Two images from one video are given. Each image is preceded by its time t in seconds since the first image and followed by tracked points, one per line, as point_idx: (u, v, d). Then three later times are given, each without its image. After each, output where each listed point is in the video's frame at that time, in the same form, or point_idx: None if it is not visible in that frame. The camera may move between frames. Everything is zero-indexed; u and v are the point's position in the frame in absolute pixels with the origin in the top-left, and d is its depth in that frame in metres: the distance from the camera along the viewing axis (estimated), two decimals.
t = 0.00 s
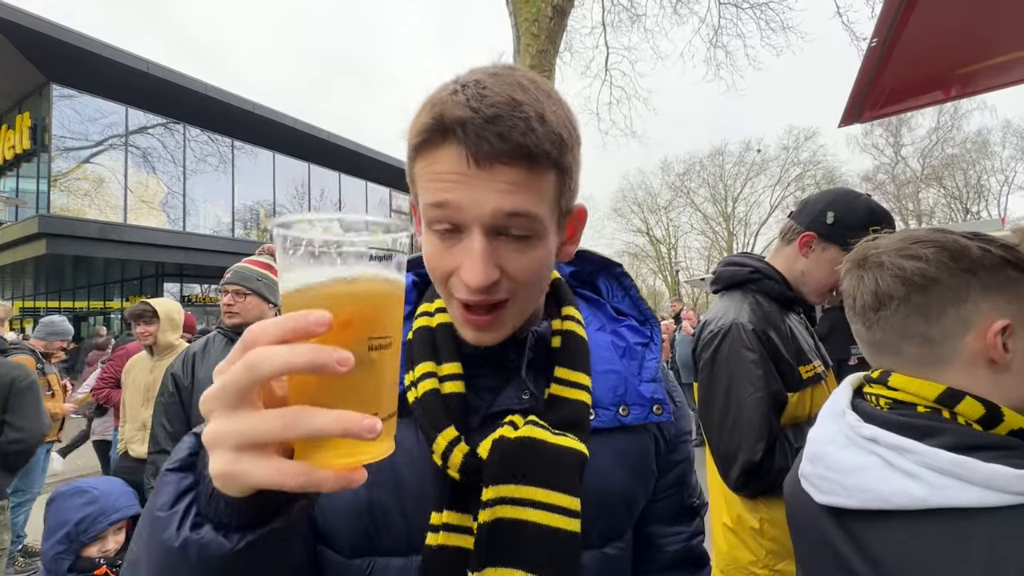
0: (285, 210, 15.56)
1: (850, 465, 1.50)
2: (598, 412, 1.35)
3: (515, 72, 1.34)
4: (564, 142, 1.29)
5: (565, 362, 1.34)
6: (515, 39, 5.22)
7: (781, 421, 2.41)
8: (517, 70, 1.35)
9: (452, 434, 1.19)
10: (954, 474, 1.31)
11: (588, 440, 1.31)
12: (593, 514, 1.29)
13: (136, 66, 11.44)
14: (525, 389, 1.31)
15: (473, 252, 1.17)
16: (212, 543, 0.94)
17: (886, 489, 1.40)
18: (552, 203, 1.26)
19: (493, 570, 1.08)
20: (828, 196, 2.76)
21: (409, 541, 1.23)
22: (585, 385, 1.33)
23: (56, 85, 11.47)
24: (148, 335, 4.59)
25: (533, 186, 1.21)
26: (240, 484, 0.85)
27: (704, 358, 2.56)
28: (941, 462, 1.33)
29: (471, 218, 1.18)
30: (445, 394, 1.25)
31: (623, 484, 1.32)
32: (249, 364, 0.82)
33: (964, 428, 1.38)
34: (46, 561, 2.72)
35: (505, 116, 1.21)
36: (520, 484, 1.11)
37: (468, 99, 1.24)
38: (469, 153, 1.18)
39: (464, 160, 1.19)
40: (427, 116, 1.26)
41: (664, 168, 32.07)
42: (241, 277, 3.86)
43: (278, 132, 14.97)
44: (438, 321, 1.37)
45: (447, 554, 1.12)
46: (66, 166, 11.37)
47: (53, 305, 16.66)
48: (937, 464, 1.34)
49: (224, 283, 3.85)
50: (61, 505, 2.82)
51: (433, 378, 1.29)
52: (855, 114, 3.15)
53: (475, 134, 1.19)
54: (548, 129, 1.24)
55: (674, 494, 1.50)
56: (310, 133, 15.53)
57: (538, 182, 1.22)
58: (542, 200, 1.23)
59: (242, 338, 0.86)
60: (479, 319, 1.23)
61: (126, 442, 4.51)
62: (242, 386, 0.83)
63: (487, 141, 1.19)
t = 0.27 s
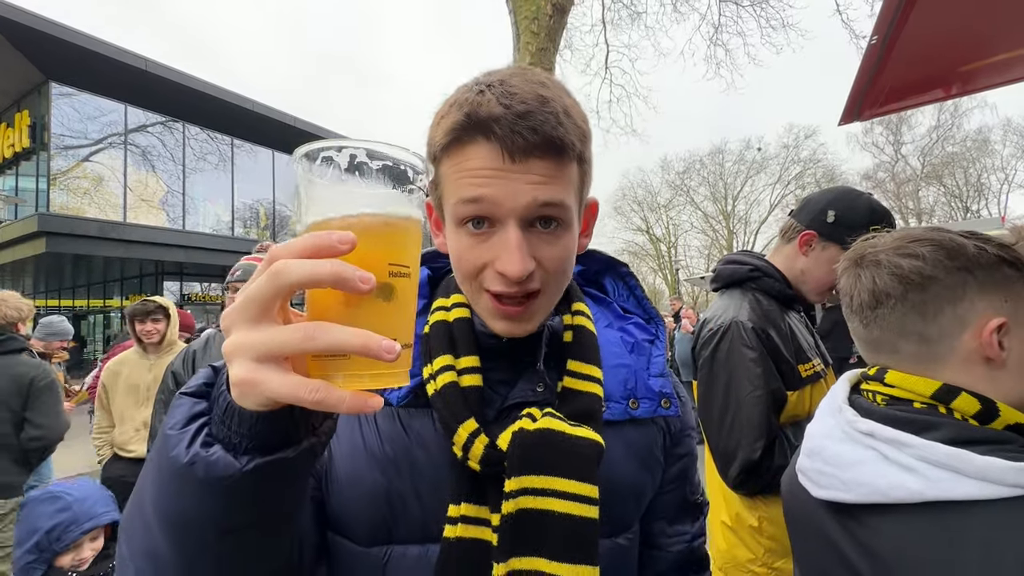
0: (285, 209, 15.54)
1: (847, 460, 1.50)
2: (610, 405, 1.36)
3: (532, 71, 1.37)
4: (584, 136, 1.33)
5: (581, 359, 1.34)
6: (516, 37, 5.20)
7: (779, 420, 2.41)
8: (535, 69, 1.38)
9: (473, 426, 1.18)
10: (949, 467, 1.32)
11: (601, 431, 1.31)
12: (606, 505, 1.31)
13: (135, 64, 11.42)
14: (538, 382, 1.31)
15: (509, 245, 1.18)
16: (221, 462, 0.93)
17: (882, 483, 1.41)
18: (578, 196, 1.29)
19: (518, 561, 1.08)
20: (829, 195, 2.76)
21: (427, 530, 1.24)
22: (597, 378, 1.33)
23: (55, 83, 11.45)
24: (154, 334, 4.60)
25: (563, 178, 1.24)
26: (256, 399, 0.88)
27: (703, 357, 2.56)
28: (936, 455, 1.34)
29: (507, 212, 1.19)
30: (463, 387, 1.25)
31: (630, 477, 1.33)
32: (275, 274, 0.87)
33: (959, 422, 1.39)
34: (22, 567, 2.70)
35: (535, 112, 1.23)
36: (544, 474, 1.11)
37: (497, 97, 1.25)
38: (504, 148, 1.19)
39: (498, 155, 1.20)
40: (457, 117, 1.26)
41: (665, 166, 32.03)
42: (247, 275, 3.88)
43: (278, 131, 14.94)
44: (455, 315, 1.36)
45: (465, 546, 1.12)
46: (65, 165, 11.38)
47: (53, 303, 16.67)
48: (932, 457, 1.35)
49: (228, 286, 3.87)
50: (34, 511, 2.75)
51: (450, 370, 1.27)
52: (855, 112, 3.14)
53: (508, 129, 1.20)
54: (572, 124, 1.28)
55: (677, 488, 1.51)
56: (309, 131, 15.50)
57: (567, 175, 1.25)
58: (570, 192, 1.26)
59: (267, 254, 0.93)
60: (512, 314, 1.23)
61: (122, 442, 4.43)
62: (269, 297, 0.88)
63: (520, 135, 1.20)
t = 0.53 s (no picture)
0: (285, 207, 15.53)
1: (847, 458, 1.51)
2: (616, 408, 1.36)
3: (531, 63, 1.36)
4: (588, 131, 1.34)
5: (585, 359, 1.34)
6: (515, 34, 5.19)
7: (779, 418, 2.41)
8: (533, 61, 1.36)
9: (477, 431, 1.19)
10: (948, 466, 1.32)
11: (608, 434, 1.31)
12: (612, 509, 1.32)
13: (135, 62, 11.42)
14: (543, 384, 1.31)
15: (510, 245, 1.18)
16: (211, 468, 0.92)
17: (882, 482, 1.41)
18: (580, 192, 1.29)
19: (527, 569, 1.08)
20: (830, 193, 2.76)
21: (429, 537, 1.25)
22: (603, 380, 1.33)
23: (55, 81, 11.43)
24: (144, 331, 4.66)
25: (564, 175, 1.24)
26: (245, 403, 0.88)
27: (703, 354, 2.56)
28: (935, 454, 1.34)
29: (508, 212, 1.19)
30: (466, 390, 1.24)
31: (634, 478, 1.34)
32: (265, 272, 0.87)
33: (960, 421, 1.39)
34: None
35: (535, 107, 1.23)
36: (552, 482, 1.12)
37: (495, 92, 1.25)
38: (504, 146, 1.19)
39: (498, 153, 1.20)
40: (453, 113, 1.26)
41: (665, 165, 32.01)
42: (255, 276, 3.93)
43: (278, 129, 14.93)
44: (456, 316, 1.36)
45: (467, 554, 1.13)
46: (65, 164, 11.37)
47: (53, 302, 16.65)
48: (931, 456, 1.35)
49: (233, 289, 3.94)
50: None
51: (452, 373, 1.27)
52: (855, 111, 3.14)
53: (508, 126, 1.20)
54: (574, 118, 1.28)
55: (680, 489, 1.53)
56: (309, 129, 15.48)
57: (569, 173, 1.25)
58: (573, 189, 1.25)
59: (257, 251, 0.93)
60: (515, 312, 1.23)
61: (111, 442, 4.36)
62: (258, 295, 0.87)
63: (520, 132, 1.20)
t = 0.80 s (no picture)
0: (285, 206, 15.52)
1: (853, 459, 1.51)
2: (620, 410, 1.36)
3: (529, 59, 1.33)
4: (591, 132, 1.33)
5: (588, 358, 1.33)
6: (515, 32, 5.17)
7: (780, 416, 2.41)
8: (532, 57, 1.34)
9: (479, 438, 1.19)
10: (954, 467, 1.32)
11: (613, 437, 1.32)
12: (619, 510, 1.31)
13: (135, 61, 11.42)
14: (545, 387, 1.29)
15: (511, 256, 1.18)
16: (232, 549, 0.85)
17: (887, 484, 1.41)
18: (581, 198, 1.28)
19: None
20: (830, 191, 2.77)
21: (417, 545, 1.20)
22: (606, 382, 1.32)
23: (54, 80, 11.41)
24: (132, 332, 4.63)
25: (565, 183, 1.23)
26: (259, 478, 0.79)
27: (704, 353, 2.56)
28: (940, 455, 1.34)
29: (508, 223, 1.18)
30: (465, 395, 1.25)
31: (640, 479, 1.34)
32: (285, 318, 0.76)
33: (965, 421, 1.39)
34: None
35: (537, 111, 1.22)
36: (554, 489, 1.12)
37: (491, 96, 1.23)
38: (502, 155, 1.18)
39: (496, 162, 1.19)
40: (446, 117, 1.24)
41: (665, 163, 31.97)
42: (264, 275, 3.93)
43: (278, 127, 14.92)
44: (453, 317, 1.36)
45: (471, 561, 1.12)
46: (65, 163, 11.37)
47: (53, 301, 16.64)
48: (938, 458, 1.35)
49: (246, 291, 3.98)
50: None
51: (453, 377, 1.29)
52: (856, 109, 3.13)
53: (506, 135, 1.19)
54: (576, 123, 1.27)
55: (684, 489, 1.54)
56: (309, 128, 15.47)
57: (570, 179, 1.24)
58: (574, 197, 1.25)
59: (276, 288, 0.81)
60: (517, 322, 1.24)
61: (104, 441, 4.37)
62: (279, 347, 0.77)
63: (520, 141, 1.19)
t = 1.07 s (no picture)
0: (285, 205, 15.51)
1: (855, 461, 1.51)
2: (625, 408, 1.36)
3: (525, 45, 1.28)
4: (590, 123, 1.31)
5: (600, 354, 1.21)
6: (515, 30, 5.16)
7: (779, 415, 2.41)
8: (527, 43, 1.30)
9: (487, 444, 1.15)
10: (956, 468, 1.32)
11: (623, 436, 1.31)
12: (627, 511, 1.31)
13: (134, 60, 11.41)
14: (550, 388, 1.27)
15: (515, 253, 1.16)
16: None
17: (890, 486, 1.41)
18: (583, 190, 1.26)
19: None
20: (831, 190, 2.76)
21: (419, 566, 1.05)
22: (612, 379, 1.29)
23: (53, 79, 11.40)
24: (129, 331, 4.60)
25: (568, 176, 1.20)
26: None
27: (704, 352, 2.55)
28: (943, 457, 1.34)
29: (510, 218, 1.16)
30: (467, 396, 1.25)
31: (644, 478, 1.34)
32: (306, 429, 0.51)
33: (966, 422, 1.39)
34: None
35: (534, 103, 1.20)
36: (571, 491, 1.07)
37: (486, 85, 1.19)
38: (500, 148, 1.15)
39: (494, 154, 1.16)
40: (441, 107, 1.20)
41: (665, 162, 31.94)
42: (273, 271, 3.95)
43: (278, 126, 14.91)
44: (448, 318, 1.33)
45: None
46: (64, 162, 11.36)
47: (53, 300, 16.63)
48: (942, 460, 1.35)
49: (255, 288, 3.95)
50: None
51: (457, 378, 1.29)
52: (856, 107, 3.13)
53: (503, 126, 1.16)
54: (573, 115, 1.25)
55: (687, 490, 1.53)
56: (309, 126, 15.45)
57: (572, 171, 1.21)
58: (576, 189, 1.22)
59: (288, 365, 0.55)
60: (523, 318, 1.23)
61: (102, 439, 4.36)
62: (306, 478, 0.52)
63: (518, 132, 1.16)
